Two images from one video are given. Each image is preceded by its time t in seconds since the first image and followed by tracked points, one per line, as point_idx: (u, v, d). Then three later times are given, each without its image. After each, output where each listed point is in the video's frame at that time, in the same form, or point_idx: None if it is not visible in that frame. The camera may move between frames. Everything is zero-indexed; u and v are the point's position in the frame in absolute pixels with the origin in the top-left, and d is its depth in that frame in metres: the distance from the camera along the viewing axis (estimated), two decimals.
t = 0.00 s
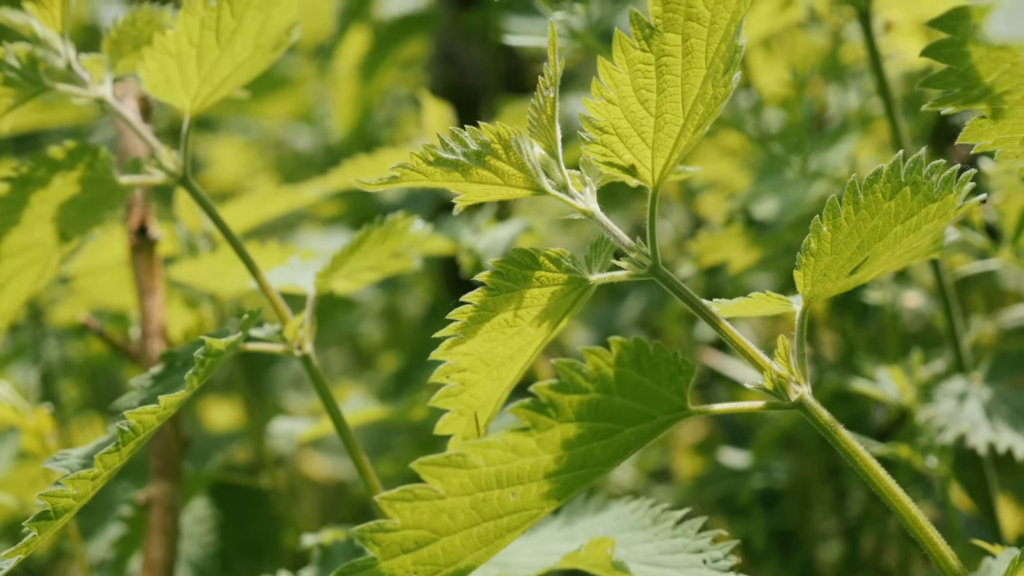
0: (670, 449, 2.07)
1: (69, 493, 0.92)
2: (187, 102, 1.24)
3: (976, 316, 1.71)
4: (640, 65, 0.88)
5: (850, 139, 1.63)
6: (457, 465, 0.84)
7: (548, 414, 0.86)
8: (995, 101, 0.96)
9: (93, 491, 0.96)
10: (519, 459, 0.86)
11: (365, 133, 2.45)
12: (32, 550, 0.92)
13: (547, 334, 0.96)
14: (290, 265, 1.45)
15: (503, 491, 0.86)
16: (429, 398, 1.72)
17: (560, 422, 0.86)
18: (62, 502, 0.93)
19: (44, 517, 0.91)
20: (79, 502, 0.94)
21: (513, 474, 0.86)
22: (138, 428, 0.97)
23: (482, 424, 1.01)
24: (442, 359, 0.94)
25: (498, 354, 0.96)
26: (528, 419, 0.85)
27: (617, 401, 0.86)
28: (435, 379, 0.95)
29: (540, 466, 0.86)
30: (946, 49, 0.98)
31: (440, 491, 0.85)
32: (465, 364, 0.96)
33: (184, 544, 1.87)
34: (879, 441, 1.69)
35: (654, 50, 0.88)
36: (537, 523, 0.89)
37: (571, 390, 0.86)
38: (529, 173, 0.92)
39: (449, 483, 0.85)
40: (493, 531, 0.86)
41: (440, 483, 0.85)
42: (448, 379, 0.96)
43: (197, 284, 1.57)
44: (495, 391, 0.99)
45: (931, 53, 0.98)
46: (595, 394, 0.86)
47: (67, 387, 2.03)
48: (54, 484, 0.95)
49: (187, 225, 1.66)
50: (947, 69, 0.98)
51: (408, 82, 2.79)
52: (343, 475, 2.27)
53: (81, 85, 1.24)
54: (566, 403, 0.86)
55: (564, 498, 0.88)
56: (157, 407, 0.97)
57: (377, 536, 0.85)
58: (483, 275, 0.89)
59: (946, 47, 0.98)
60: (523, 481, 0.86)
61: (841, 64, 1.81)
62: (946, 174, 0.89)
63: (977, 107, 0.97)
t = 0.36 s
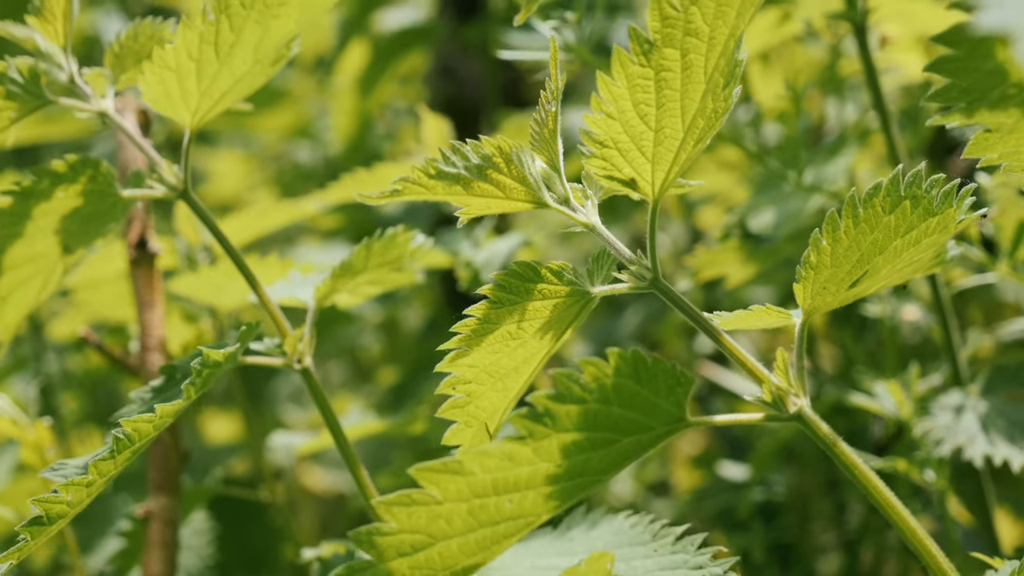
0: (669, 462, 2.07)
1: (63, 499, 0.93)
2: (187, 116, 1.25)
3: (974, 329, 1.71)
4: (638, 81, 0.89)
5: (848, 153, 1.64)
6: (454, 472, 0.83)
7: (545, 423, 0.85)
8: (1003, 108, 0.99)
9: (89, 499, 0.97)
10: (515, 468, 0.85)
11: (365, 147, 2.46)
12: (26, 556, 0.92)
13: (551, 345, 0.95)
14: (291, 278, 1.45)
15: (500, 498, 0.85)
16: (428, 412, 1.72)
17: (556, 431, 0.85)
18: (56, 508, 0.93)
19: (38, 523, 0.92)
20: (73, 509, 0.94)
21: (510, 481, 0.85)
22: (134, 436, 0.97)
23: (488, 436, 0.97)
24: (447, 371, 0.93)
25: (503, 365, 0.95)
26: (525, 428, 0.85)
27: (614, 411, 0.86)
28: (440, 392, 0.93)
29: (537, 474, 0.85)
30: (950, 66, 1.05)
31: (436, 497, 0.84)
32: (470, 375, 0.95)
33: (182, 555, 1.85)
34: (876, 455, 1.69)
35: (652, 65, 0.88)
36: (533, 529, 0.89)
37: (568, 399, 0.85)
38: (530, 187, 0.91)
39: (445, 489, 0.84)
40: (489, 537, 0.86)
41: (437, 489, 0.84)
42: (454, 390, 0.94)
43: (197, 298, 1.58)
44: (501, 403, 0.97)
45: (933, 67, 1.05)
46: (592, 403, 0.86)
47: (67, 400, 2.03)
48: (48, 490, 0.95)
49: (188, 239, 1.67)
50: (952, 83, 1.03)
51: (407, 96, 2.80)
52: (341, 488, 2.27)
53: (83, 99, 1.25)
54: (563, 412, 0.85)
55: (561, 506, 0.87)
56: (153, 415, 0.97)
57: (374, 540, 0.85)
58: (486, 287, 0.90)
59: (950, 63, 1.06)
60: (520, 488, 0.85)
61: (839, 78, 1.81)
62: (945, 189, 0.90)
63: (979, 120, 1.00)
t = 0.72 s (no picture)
0: (668, 473, 2.07)
1: (67, 521, 0.92)
2: (187, 128, 1.25)
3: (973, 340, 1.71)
4: (636, 95, 0.88)
5: (847, 164, 1.65)
6: (454, 492, 0.84)
7: (545, 441, 0.86)
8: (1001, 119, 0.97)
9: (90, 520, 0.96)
10: (516, 488, 0.85)
11: (364, 157, 2.47)
12: None
13: (540, 364, 0.95)
14: (290, 290, 1.45)
15: (501, 519, 0.85)
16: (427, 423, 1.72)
17: (557, 449, 0.86)
18: (59, 530, 0.93)
19: (42, 546, 0.92)
20: (76, 530, 0.94)
21: (511, 501, 0.85)
22: (135, 457, 0.97)
23: (476, 455, 0.99)
24: (435, 389, 0.93)
25: (492, 384, 0.95)
26: (525, 445, 0.85)
27: (613, 428, 0.86)
28: (428, 410, 0.94)
29: (537, 494, 0.86)
30: (950, 72, 1.03)
31: (437, 519, 0.85)
32: (460, 394, 0.95)
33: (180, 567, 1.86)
34: (877, 464, 1.71)
35: (650, 78, 0.88)
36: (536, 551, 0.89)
37: (568, 418, 0.86)
38: (524, 203, 0.92)
39: (445, 511, 0.85)
40: (491, 560, 0.86)
41: (437, 511, 0.85)
42: (442, 410, 0.95)
43: (196, 309, 1.58)
44: (490, 421, 0.98)
45: (931, 75, 1.03)
46: (592, 421, 0.86)
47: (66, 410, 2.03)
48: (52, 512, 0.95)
49: (188, 250, 1.67)
50: (949, 92, 1.02)
51: (406, 107, 2.81)
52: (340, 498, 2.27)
53: (84, 109, 1.25)
54: (563, 430, 0.86)
55: (562, 526, 0.87)
56: (154, 434, 0.97)
57: (375, 565, 0.85)
58: (478, 303, 0.90)
59: (948, 70, 1.03)
60: (520, 509, 0.86)
61: (838, 89, 1.82)
62: (939, 203, 0.91)
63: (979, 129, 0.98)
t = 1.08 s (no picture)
0: (668, 481, 2.07)
1: (63, 523, 0.92)
2: (187, 139, 1.25)
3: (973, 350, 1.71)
4: (637, 104, 0.88)
5: (846, 174, 1.65)
6: (454, 496, 0.84)
7: (544, 447, 0.85)
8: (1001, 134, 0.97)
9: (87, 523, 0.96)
10: (516, 492, 0.85)
11: (363, 167, 2.47)
12: None
13: (552, 367, 0.93)
14: (290, 300, 1.45)
15: (501, 522, 0.85)
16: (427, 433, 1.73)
17: (556, 454, 0.85)
18: (56, 533, 0.93)
19: (38, 547, 0.92)
20: (73, 533, 0.94)
21: (510, 505, 0.85)
22: (133, 460, 0.97)
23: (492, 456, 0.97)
24: (447, 393, 0.91)
25: (504, 386, 0.93)
26: (524, 451, 0.85)
27: (613, 434, 0.86)
28: (442, 413, 0.92)
29: (537, 498, 0.86)
30: (946, 84, 1.02)
31: (437, 521, 0.84)
32: (472, 397, 0.93)
33: None
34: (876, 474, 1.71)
35: (651, 87, 0.88)
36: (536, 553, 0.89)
37: (568, 423, 0.86)
38: (530, 210, 0.90)
39: (446, 514, 0.85)
40: (490, 561, 0.86)
41: (437, 514, 0.84)
42: (456, 412, 0.93)
43: (196, 319, 1.58)
44: (504, 425, 0.96)
45: (928, 87, 1.02)
46: (592, 427, 0.86)
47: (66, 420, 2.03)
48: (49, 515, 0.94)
49: (187, 259, 1.67)
50: (947, 104, 1.01)
51: (405, 116, 2.81)
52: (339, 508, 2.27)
53: (83, 121, 1.25)
54: (563, 436, 0.86)
55: (561, 530, 0.87)
56: (152, 437, 0.97)
57: (374, 565, 0.85)
58: (488, 309, 0.88)
59: (945, 82, 1.02)
60: (520, 512, 0.85)
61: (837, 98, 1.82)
62: (946, 208, 0.88)
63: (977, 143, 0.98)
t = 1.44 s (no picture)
0: (666, 488, 2.07)
1: (73, 542, 0.92)
2: (186, 147, 1.26)
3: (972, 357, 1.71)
4: (637, 113, 0.88)
5: (846, 182, 1.65)
6: (458, 518, 0.84)
7: (549, 464, 0.85)
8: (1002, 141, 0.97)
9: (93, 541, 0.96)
10: (521, 510, 0.85)
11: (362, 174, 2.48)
12: None
13: (541, 382, 0.93)
14: (289, 308, 1.46)
15: (505, 542, 0.85)
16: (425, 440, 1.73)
17: (561, 472, 0.85)
18: (65, 552, 0.92)
19: (49, 568, 0.91)
20: (82, 552, 0.94)
21: (514, 524, 0.85)
22: (139, 475, 0.97)
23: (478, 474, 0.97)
24: (436, 408, 0.91)
25: (492, 403, 0.93)
26: (529, 469, 0.85)
27: (617, 449, 0.86)
28: (429, 430, 0.92)
29: (541, 516, 0.85)
30: (948, 92, 1.04)
31: (441, 544, 0.84)
32: (461, 413, 0.93)
33: None
34: (876, 482, 1.72)
35: (651, 96, 0.88)
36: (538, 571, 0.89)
37: (572, 440, 0.86)
38: (524, 221, 0.90)
39: (449, 536, 0.84)
40: None
41: (440, 536, 0.84)
42: (444, 429, 0.93)
43: (195, 327, 1.58)
44: (492, 440, 0.96)
45: (930, 94, 1.04)
46: (597, 442, 0.87)
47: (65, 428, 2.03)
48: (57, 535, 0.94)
49: (186, 267, 1.67)
50: (949, 111, 1.03)
51: (405, 123, 2.82)
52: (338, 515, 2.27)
53: (81, 130, 1.25)
54: (567, 453, 0.86)
55: (563, 548, 0.87)
56: (158, 453, 0.97)
57: None
58: (478, 323, 0.87)
59: (948, 89, 1.04)
60: (524, 531, 0.85)
61: (836, 105, 1.82)
62: (939, 220, 0.88)
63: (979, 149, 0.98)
